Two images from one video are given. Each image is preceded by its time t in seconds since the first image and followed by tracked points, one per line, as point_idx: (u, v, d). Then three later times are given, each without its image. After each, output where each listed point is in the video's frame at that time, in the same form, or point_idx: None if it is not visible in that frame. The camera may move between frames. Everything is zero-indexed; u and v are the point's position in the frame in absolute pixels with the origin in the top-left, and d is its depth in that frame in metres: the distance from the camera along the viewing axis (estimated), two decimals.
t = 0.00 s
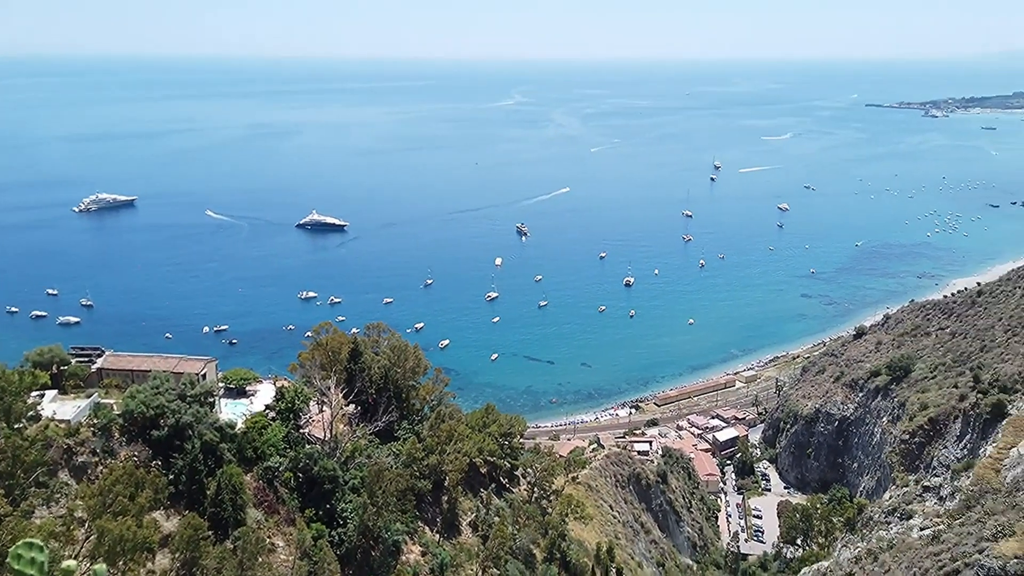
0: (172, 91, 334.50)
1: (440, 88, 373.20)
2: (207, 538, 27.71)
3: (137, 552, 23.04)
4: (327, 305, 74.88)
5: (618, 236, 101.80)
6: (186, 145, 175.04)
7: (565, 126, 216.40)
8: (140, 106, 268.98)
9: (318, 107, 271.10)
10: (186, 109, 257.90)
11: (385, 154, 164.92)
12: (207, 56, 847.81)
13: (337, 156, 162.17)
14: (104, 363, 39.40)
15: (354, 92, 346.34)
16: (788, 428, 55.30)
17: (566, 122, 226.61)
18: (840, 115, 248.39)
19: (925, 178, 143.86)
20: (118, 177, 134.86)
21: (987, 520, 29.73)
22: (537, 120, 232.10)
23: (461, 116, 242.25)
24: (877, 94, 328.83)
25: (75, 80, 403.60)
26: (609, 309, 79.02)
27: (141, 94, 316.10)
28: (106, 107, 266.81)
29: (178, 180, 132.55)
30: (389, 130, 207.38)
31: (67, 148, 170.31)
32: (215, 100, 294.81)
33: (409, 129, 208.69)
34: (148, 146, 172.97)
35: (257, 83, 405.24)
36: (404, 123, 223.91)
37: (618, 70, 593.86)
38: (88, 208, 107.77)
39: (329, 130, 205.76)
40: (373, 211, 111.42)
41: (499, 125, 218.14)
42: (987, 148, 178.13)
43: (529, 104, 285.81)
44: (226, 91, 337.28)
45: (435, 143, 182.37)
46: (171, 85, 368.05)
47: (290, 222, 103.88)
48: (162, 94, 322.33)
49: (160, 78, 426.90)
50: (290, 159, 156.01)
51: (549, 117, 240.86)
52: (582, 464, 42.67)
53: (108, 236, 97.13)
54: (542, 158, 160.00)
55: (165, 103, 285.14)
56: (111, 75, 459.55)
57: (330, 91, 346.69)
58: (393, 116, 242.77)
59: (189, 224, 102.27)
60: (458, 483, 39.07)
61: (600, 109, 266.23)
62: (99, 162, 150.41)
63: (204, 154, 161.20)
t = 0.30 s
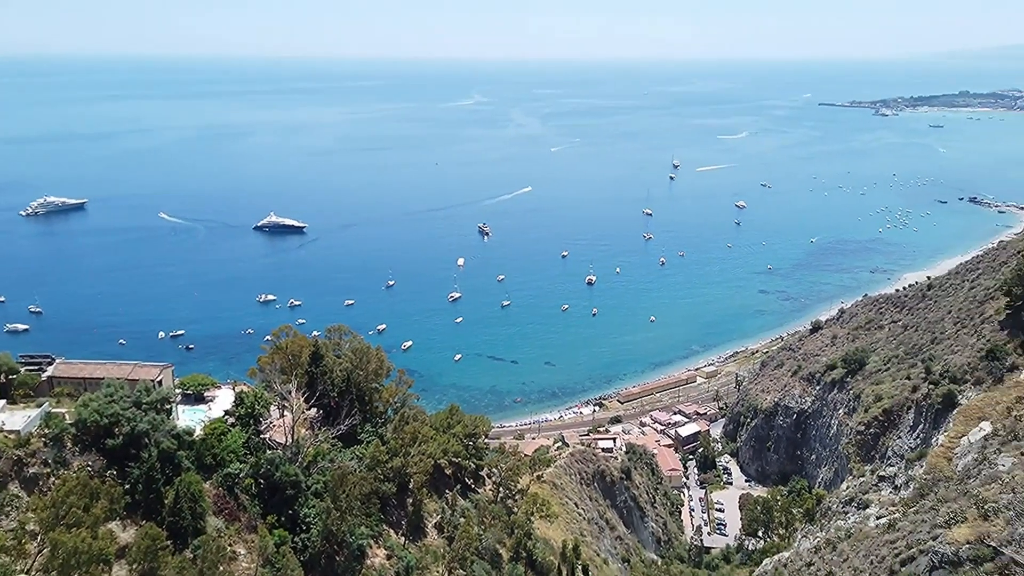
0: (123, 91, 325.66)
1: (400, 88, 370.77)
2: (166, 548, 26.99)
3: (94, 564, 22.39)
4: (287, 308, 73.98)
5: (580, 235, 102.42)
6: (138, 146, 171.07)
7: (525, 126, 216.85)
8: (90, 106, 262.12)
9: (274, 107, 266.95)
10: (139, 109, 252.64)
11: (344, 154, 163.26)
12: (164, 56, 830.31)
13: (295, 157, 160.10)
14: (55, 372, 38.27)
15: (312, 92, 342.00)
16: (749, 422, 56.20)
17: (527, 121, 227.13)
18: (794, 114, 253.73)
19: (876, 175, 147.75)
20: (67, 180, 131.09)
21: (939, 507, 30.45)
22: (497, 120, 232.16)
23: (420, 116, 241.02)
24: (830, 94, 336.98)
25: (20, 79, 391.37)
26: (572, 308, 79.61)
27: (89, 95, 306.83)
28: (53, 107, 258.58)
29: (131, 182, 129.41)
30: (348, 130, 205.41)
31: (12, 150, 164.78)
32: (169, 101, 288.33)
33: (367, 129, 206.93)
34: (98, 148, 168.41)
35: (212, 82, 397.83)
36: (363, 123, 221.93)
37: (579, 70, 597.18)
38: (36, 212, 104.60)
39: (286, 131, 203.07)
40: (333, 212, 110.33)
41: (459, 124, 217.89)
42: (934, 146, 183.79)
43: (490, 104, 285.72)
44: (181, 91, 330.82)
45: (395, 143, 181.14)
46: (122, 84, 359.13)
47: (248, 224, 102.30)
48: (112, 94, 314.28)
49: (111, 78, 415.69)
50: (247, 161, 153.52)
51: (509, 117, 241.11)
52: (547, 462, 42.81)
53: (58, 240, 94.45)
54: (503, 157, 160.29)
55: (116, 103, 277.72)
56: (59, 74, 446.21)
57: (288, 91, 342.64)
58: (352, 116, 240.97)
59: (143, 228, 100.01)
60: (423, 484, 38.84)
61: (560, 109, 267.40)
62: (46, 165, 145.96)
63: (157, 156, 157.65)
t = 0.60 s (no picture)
0: (81, 92, 318.54)
1: (367, 88, 368.23)
2: (132, 556, 26.37)
3: None
4: (254, 311, 73.12)
5: (549, 235, 102.81)
6: (98, 148, 167.51)
7: (492, 125, 216.99)
8: (47, 107, 255.82)
9: (238, 108, 263.28)
10: (99, 110, 247.57)
11: (310, 155, 161.70)
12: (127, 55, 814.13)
13: (260, 158, 158.22)
14: (14, 379, 37.35)
15: (277, 92, 338.06)
16: (717, 418, 56.84)
17: (494, 121, 227.27)
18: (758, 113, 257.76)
19: (837, 174, 150.56)
20: (23, 183, 127.88)
21: (904, 498, 31.05)
22: (464, 120, 231.90)
23: (387, 116, 239.67)
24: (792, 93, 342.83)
25: None
26: (542, 308, 79.95)
27: (45, 96, 299.13)
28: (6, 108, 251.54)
29: (90, 184, 126.73)
30: (314, 131, 203.59)
31: None
32: (129, 101, 282.72)
33: (334, 130, 205.25)
34: (56, 149, 164.59)
35: (174, 83, 391.05)
36: (329, 124, 220.08)
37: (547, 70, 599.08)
38: None
39: (251, 132, 200.65)
40: (300, 213, 109.30)
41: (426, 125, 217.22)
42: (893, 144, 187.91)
43: (458, 104, 285.24)
44: (142, 92, 324.93)
45: (362, 144, 180.01)
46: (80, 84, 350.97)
47: (213, 226, 100.88)
48: (70, 94, 307.00)
49: (69, 78, 405.99)
50: (211, 162, 151.35)
51: (477, 117, 240.98)
52: (519, 462, 42.84)
53: (15, 244, 92.19)
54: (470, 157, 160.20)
55: (74, 103, 271.28)
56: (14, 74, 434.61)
57: (253, 91, 338.64)
58: (317, 116, 238.94)
59: (105, 231, 98.06)
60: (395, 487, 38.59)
61: (528, 109, 268.07)
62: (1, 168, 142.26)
63: (118, 157, 154.62)
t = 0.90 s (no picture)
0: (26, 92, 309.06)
1: (325, 88, 364.15)
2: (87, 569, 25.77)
3: None
4: (211, 315, 71.78)
5: (511, 235, 102.97)
6: (44, 150, 162.62)
7: (453, 126, 216.53)
8: None
9: (192, 109, 258.21)
10: (47, 111, 240.33)
11: (266, 156, 159.33)
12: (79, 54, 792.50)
13: (215, 159, 155.43)
14: None
15: (233, 92, 332.50)
16: (679, 414, 57.51)
17: (455, 121, 226.83)
18: (715, 113, 261.74)
19: (792, 172, 153.66)
20: None
21: (860, 489, 31.76)
22: (424, 120, 230.88)
23: (346, 117, 237.34)
24: (747, 93, 349.07)
25: None
26: (505, 308, 80.15)
27: None
28: None
29: (37, 187, 122.97)
30: (271, 132, 200.76)
31: None
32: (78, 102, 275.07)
33: (291, 131, 202.59)
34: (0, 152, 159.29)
35: (126, 83, 381.97)
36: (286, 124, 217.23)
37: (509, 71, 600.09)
38: None
39: (206, 133, 197.01)
40: (257, 215, 107.63)
41: (385, 125, 215.75)
42: (846, 143, 192.46)
43: (418, 104, 283.99)
44: (92, 92, 316.27)
45: (320, 145, 178.09)
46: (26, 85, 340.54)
47: (167, 229, 98.74)
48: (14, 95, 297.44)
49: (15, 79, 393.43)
50: (165, 164, 148.11)
51: (437, 117, 240.26)
52: (484, 463, 42.78)
53: None
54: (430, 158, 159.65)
55: (19, 104, 262.72)
56: None
57: (208, 91, 332.52)
58: (274, 117, 235.51)
59: (53, 235, 95.24)
60: (359, 491, 38.10)
61: (488, 109, 268.25)
62: None
63: (66, 160, 150.34)
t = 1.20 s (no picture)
0: None
1: (290, 87, 360.43)
2: None
3: None
4: (175, 319, 70.69)
5: (480, 235, 102.92)
6: None
7: (420, 126, 215.78)
8: None
9: (153, 109, 253.54)
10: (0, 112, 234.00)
11: (230, 157, 157.19)
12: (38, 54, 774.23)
13: (177, 160, 152.93)
14: None
15: (195, 92, 327.37)
16: (649, 411, 57.95)
17: (422, 122, 226.07)
18: (681, 113, 264.52)
19: (757, 170, 155.91)
20: None
21: (826, 482, 32.28)
22: (390, 120, 229.63)
23: (311, 117, 235.06)
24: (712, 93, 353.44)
25: None
26: (475, 308, 80.13)
27: None
28: None
29: None
30: (234, 132, 198.10)
31: None
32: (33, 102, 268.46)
33: (255, 131, 200.15)
34: None
35: (84, 83, 373.71)
36: (250, 125, 214.44)
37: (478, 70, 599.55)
38: None
39: (167, 133, 193.68)
40: (222, 218, 106.17)
41: (351, 125, 214.18)
42: (809, 142, 195.81)
43: (385, 104, 282.40)
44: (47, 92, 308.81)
45: (284, 145, 176.19)
46: None
47: (129, 232, 96.96)
48: None
49: None
50: (125, 165, 145.32)
51: (403, 117, 239.03)
52: (456, 464, 42.68)
53: None
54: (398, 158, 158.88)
55: None
56: None
57: (169, 91, 326.74)
58: (238, 118, 232.56)
59: (9, 239, 92.93)
60: (329, 495, 37.63)
61: (455, 109, 267.87)
62: None
63: (22, 161, 146.72)
